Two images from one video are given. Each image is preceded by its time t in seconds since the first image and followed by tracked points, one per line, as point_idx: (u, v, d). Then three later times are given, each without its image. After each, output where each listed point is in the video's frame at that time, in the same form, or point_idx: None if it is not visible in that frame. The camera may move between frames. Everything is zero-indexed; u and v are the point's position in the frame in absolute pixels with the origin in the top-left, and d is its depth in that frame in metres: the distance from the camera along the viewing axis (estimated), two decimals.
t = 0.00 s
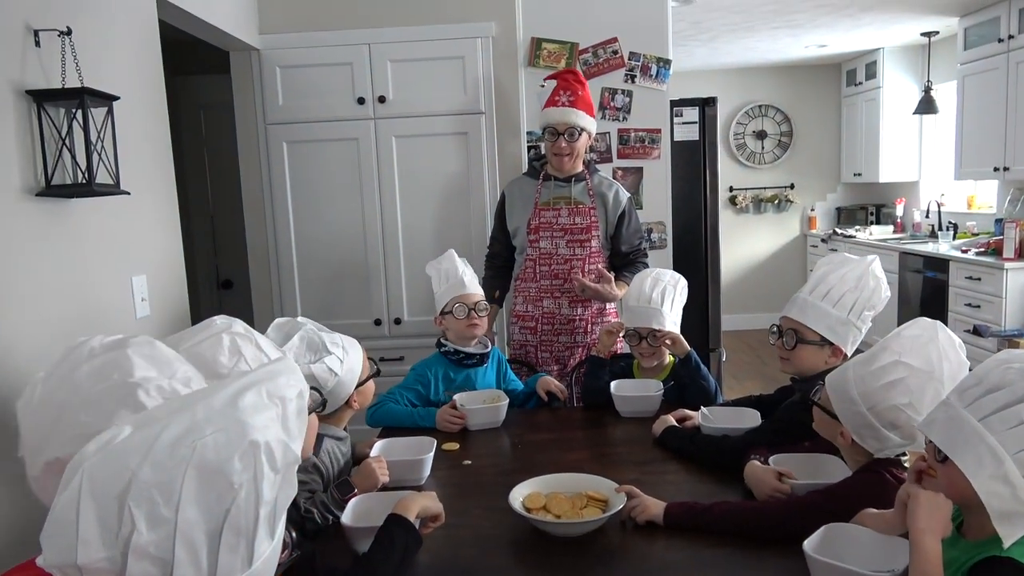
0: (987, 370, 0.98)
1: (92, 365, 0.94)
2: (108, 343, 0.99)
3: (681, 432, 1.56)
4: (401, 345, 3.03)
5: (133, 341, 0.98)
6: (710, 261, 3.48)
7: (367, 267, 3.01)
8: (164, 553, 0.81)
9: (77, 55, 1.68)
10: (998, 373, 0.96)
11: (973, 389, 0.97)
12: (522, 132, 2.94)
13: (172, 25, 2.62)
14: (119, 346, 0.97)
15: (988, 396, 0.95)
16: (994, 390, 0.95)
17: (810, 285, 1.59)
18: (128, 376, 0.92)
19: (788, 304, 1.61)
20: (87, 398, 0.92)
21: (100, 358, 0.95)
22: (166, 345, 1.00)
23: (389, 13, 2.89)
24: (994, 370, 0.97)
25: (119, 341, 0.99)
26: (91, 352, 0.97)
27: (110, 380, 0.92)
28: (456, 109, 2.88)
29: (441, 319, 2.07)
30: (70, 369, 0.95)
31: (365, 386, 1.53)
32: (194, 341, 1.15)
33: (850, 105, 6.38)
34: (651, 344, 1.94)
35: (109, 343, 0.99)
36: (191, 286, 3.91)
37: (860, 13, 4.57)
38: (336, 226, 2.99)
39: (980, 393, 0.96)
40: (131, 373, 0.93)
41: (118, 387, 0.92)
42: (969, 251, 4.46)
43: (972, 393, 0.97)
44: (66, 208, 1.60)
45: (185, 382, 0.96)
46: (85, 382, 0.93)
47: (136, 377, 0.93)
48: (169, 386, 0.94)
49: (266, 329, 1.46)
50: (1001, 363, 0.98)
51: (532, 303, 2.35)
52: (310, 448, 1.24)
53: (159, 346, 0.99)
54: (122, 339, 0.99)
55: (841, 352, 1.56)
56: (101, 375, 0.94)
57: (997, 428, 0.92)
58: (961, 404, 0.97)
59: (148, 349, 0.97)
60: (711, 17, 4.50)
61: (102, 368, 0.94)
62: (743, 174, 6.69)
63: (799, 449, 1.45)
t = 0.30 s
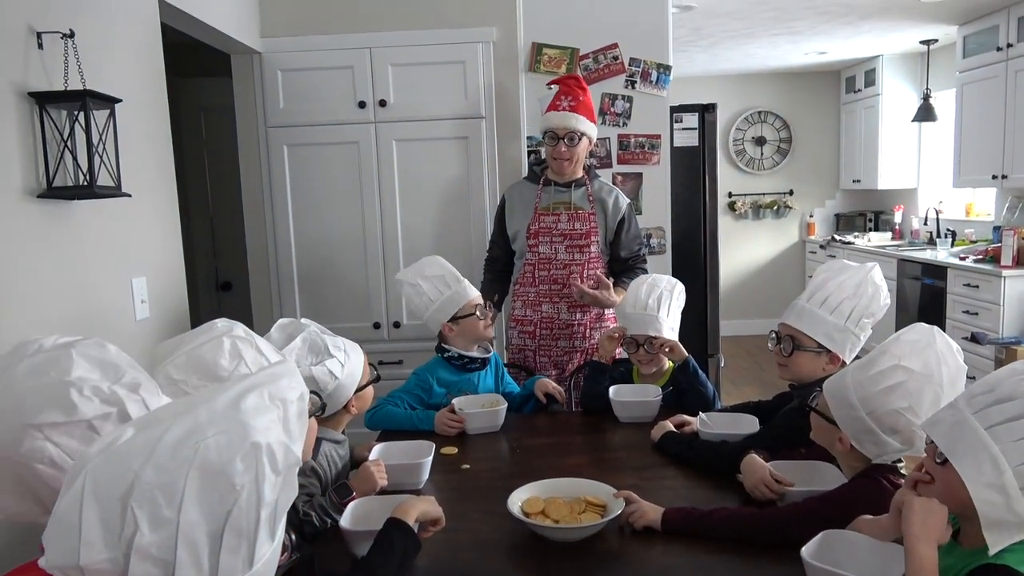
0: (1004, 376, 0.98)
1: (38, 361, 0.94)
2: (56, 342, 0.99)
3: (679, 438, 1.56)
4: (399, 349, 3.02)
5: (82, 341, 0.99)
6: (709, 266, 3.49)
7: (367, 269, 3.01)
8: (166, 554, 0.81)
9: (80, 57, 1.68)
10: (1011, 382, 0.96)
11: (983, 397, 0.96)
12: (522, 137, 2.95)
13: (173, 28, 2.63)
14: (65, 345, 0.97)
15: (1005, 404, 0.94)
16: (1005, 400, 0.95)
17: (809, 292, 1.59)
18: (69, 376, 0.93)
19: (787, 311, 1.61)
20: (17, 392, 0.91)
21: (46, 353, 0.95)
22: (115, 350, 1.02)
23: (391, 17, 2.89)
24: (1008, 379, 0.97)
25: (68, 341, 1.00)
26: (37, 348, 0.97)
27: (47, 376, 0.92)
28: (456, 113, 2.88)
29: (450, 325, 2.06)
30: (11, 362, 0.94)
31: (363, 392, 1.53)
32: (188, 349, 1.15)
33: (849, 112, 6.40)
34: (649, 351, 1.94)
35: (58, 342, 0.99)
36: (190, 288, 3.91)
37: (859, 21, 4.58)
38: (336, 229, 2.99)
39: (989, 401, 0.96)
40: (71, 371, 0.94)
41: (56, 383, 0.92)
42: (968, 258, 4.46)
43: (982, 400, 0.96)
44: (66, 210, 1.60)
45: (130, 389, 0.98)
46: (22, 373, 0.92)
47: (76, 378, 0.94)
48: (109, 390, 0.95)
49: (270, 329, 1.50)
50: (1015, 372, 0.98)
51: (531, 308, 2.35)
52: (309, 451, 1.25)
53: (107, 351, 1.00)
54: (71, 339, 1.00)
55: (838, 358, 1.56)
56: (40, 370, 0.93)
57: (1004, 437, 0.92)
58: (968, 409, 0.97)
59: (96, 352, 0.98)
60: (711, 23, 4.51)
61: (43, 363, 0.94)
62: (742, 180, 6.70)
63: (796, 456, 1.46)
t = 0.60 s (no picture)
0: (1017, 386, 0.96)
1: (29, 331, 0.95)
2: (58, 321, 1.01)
3: (681, 441, 1.56)
4: (400, 351, 3.00)
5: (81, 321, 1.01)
6: (711, 270, 3.49)
7: (369, 270, 3.01)
8: (171, 550, 0.82)
9: (85, 58, 1.69)
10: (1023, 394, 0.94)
11: (994, 406, 0.95)
12: (525, 140, 2.96)
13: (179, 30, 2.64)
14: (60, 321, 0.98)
15: (1012, 414, 0.93)
16: (1011, 410, 0.93)
17: (811, 297, 1.60)
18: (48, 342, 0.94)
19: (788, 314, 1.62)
20: None
21: (39, 326, 0.97)
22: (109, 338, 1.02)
23: (395, 21, 2.91)
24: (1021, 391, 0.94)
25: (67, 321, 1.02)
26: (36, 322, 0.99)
27: (30, 344, 0.93)
28: (459, 116, 2.89)
29: (464, 336, 2.03)
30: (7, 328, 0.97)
31: (364, 395, 1.52)
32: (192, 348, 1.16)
33: (852, 117, 6.40)
34: (650, 356, 1.94)
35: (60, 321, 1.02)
36: (192, 290, 3.91)
37: (862, 26, 4.59)
38: (339, 231, 3.00)
39: (999, 410, 0.95)
40: (56, 344, 0.94)
41: (38, 351, 0.93)
42: (970, 263, 4.46)
43: (992, 410, 0.95)
44: (70, 209, 1.61)
45: (111, 372, 0.98)
46: (10, 339, 0.93)
47: (56, 347, 0.94)
48: (86, 367, 0.95)
49: (273, 326, 1.52)
50: None
51: (532, 310, 2.35)
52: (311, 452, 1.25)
53: (102, 335, 1.01)
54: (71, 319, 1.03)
55: (838, 363, 1.55)
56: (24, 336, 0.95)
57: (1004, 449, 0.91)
58: (977, 416, 0.95)
59: (88, 332, 0.99)
60: (715, 27, 4.52)
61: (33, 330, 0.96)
62: (744, 184, 6.70)
63: (797, 460, 1.46)
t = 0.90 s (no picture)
0: None
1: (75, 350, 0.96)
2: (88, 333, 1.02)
3: (688, 442, 1.56)
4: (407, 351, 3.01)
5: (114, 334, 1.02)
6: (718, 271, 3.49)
7: (377, 271, 3.02)
8: (186, 545, 0.82)
9: (96, 59, 1.70)
10: None
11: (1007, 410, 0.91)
12: (532, 141, 2.96)
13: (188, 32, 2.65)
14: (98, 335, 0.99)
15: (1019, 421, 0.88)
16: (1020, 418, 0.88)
17: (827, 296, 1.56)
18: (103, 360, 0.95)
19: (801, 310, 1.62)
20: (54, 376, 0.92)
21: (80, 343, 0.97)
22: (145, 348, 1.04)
23: (403, 22, 2.91)
24: None
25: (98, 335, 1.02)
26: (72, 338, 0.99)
27: (82, 363, 0.94)
28: (467, 117, 2.90)
29: (469, 343, 2.04)
30: (49, 348, 0.96)
31: (369, 394, 1.53)
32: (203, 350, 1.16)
33: (859, 117, 6.39)
34: (656, 356, 1.94)
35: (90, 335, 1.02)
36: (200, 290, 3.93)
37: (869, 26, 4.58)
38: (346, 231, 3.01)
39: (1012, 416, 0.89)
40: (105, 360, 0.95)
41: (92, 370, 0.94)
42: (978, 264, 4.44)
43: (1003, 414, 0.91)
44: (81, 209, 1.62)
45: (158, 381, 0.99)
46: (59, 360, 0.94)
47: (110, 363, 0.96)
48: (140, 380, 0.97)
49: (280, 322, 1.53)
50: None
51: (539, 311, 2.36)
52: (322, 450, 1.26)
53: (138, 344, 1.02)
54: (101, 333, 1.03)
55: (836, 363, 1.54)
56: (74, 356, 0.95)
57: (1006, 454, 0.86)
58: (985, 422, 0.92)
59: (129, 344, 1.01)
60: (721, 28, 4.52)
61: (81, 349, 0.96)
62: (751, 185, 6.69)
63: (805, 461, 1.46)
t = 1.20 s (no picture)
0: None
1: (126, 383, 1.01)
2: (129, 358, 1.05)
3: (691, 443, 1.56)
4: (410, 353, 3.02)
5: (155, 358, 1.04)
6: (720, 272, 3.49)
7: (379, 273, 3.03)
8: (195, 547, 0.83)
9: (100, 64, 1.71)
10: None
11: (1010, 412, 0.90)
12: (534, 143, 2.97)
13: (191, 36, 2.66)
14: (142, 363, 1.03)
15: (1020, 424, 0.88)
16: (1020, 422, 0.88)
17: (836, 294, 1.53)
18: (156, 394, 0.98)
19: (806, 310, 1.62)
20: (116, 413, 0.98)
21: (129, 374, 1.01)
22: (188, 365, 1.06)
23: (405, 25, 2.92)
24: None
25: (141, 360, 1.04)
26: (117, 369, 1.03)
27: (137, 395, 0.99)
28: (469, 120, 2.91)
29: (473, 350, 2.06)
30: (101, 386, 1.01)
31: (368, 398, 1.51)
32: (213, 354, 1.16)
33: (860, 118, 6.39)
34: (657, 357, 1.94)
35: (132, 361, 1.04)
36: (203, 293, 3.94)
37: (869, 27, 4.59)
38: (349, 235, 3.01)
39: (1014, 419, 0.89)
40: (156, 389, 0.99)
41: (146, 403, 0.98)
42: (980, 264, 4.45)
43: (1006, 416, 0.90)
44: (85, 212, 1.62)
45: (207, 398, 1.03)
46: (116, 397, 0.99)
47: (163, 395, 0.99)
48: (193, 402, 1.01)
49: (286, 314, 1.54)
50: None
51: (542, 313, 2.36)
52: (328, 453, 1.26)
53: (179, 361, 1.05)
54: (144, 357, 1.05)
55: (837, 363, 1.55)
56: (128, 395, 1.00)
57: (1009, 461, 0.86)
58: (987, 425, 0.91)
59: (173, 367, 1.03)
60: (722, 30, 4.52)
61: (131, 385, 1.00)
62: (752, 186, 6.69)
63: (808, 461, 1.46)
